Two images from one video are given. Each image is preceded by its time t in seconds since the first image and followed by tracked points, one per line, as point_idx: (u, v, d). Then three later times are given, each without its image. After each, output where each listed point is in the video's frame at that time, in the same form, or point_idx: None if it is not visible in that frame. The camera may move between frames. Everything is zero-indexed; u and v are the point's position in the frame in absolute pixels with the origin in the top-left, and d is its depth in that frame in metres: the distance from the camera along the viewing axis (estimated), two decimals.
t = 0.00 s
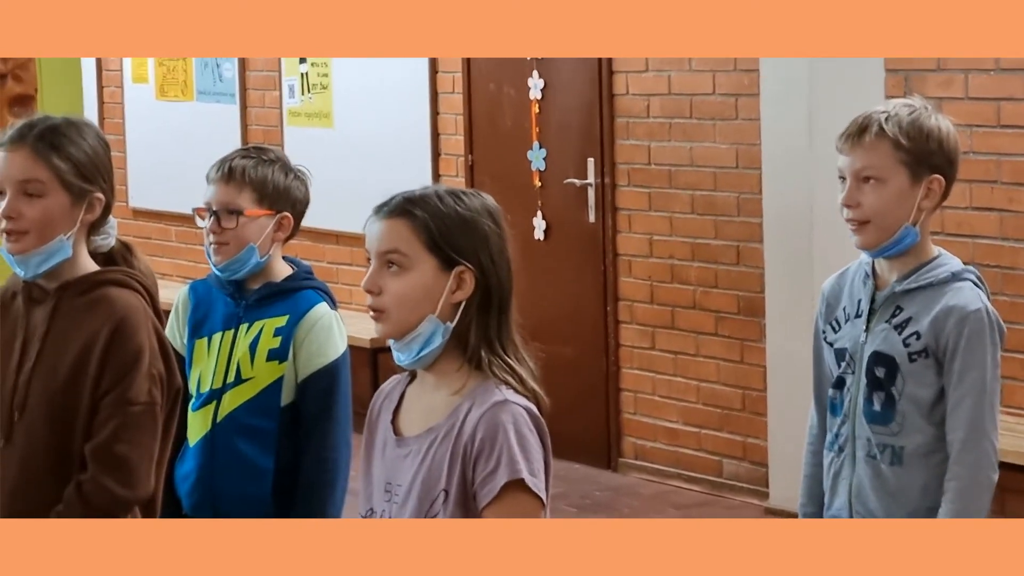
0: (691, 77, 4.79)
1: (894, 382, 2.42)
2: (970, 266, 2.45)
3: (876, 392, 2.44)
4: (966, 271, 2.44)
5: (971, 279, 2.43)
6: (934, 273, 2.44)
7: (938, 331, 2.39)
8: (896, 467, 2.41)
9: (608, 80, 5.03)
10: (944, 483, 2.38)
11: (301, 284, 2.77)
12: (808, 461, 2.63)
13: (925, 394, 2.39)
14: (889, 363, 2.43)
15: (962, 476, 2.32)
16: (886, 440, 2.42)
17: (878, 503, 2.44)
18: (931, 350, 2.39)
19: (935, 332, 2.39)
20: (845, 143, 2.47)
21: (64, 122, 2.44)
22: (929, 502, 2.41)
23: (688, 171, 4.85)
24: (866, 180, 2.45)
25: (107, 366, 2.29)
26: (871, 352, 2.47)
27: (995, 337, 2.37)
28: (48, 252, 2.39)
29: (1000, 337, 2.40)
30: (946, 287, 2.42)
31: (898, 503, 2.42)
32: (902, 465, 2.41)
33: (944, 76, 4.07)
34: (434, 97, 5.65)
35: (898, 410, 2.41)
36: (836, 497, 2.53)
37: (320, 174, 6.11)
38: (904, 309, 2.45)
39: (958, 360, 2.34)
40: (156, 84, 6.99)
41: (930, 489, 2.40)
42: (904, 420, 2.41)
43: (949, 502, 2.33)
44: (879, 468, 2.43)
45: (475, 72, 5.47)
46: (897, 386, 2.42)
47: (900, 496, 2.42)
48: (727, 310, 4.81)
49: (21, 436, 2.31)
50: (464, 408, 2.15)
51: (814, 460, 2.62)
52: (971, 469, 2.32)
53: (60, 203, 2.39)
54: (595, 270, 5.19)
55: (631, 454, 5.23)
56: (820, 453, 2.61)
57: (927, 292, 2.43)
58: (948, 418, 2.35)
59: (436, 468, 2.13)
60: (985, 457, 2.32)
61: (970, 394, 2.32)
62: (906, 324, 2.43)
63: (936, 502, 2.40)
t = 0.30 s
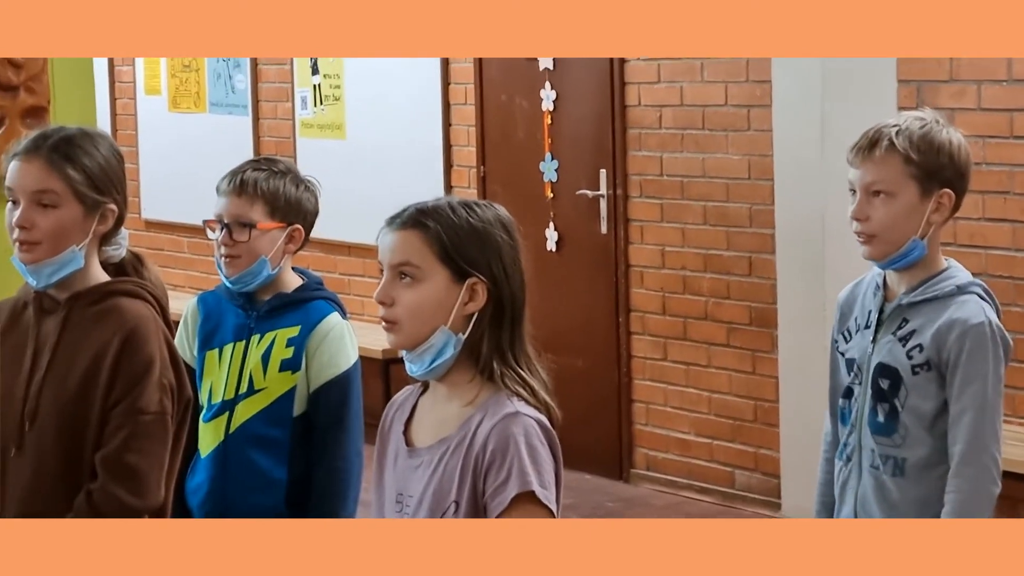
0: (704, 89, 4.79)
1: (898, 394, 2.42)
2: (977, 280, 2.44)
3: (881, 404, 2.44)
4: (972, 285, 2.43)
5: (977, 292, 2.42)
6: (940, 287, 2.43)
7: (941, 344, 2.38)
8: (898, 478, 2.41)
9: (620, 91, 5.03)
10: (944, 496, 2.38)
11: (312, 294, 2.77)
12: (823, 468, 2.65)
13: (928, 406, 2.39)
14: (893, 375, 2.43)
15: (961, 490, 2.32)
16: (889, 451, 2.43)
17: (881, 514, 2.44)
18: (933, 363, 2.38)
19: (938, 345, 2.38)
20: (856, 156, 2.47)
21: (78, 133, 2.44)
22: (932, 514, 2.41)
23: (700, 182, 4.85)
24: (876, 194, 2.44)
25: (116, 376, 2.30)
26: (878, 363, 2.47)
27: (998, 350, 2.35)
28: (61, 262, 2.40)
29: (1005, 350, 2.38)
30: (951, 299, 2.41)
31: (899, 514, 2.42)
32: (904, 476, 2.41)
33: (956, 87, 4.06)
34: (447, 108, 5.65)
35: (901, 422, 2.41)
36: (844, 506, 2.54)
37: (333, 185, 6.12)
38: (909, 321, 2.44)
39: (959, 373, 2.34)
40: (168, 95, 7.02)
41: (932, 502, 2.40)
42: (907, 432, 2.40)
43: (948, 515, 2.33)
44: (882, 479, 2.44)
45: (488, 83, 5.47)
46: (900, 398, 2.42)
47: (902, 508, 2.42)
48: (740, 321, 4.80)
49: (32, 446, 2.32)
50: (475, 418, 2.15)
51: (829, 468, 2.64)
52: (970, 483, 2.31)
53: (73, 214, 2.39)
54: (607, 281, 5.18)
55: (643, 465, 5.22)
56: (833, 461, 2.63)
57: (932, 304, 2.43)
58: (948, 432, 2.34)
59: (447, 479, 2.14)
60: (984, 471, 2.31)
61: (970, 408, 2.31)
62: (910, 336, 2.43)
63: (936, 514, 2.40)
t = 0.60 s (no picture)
0: (712, 97, 4.79)
1: (904, 399, 2.41)
2: (984, 286, 2.43)
3: (887, 409, 2.44)
4: (979, 290, 2.42)
5: (984, 297, 2.41)
6: (947, 292, 2.43)
7: (947, 349, 2.38)
8: (904, 484, 2.41)
9: (629, 99, 5.04)
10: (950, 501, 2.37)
11: (320, 299, 2.78)
12: (831, 476, 2.65)
13: (934, 411, 2.38)
14: (900, 381, 2.43)
15: (967, 495, 2.31)
16: (895, 456, 2.42)
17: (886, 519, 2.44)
18: (939, 367, 2.38)
19: (944, 350, 2.38)
20: (864, 164, 2.47)
21: (88, 140, 2.45)
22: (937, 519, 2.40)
23: (709, 190, 4.85)
24: (884, 202, 2.44)
25: (126, 383, 2.30)
26: (884, 368, 2.47)
27: (1005, 355, 2.35)
28: (71, 270, 2.40)
29: (1011, 355, 2.38)
30: (957, 305, 2.41)
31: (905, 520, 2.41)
32: (910, 482, 2.40)
33: (965, 95, 4.07)
34: (455, 117, 5.66)
35: (907, 428, 2.41)
36: (851, 510, 2.54)
37: (342, 194, 6.12)
38: (916, 327, 2.44)
39: (965, 378, 2.33)
40: (177, 103, 7.04)
41: (937, 507, 2.39)
42: (912, 437, 2.40)
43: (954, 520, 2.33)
44: (887, 484, 2.44)
45: (497, 91, 5.48)
46: (906, 403, 2.41)
47: (907, 514, 2.41)
48: (749, 329, 4.80)
49: (42, 453, 2.32)
50: (482, 426, 2.15)
51: (836, 475, 2.64)
52: (976, 488, 2.31)
53: (83, 222, 2.40)
54: (616, 288, 5.18)
55: (652, 473, 5.22)
56: (840, 468, 2.63)
57: (938, 310, 2.42)
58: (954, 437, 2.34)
59: (454, 486, 2.14)
60: (990, 476, 2.30)
61: (976, 412, 2.31)
62: (917, 341, 2.42)
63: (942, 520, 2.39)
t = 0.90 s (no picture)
0: (722, 101, 4.79)
1: (915, 402, 2.41)
2: (995, 288, 2.43)
3: (897, 411, 2.43)
4: (991, 292, 2.42)
5: (996, 299, 2.41)
6: (957, 295, 2.42)
7: (958, 351, 2.37)
8: (915, 487, 2.40)
9: (638, 103, 5.04)
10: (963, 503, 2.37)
11: (331, 300, 2.80)
12: (841, 479, 2.64)
13: (945, 414, 2.38)
14: (911, 383, 2.42)
15: (980, 497, 2.31)
16: (906, 459, 2.41)
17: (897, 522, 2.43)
18: (951, 370, 2.38)
19: (955, 352, 2.37)
20: (874, 165, 2.47)
21: (101, 142, 2.45)
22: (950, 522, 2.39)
23: (719, 194, 4.85)
24: (894, 202, 2.44)
25: (141, 386, 2.30)
26: (894, 371, 2.46)
27: (1017, 357, 2.35)
28: (85, 273, 2.41)
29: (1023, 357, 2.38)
30: (968, 307, 2.40)
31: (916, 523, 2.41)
32: (921, 485, 2.40)
33: (974, 98, 4.06)
34: (465, 120, 5.66)
35: (918, 431, 2.40)
36: (861, 512, 2.54)
37: (352, 197, 6.13)
38: (927, 329, 2.43)
39: (978, 380, 2.33)
40: (188, 107, 7.06)
41: (950, 509, 2.39)
42: (924, 440, 2.39)
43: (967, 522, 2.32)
44: (898, 487, 2.43)
45: (507, 95, 5.48)
46: (917, 405, 2.41)
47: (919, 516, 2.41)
48: (759, 333, 4.79)
49: (56, 455, 2.33)
50: (490, 428, 2.15)
51: (846, 479, 2.63)
52: (989, 490, 2.31)
53: (97, 225, 2.40)
54: (626, 292, 5.18)
55: (661, 477, 5.21)
56: (850, 472, 2.62)
57: (949, 312, 2.42)
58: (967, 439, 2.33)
59: (462, 489, 2.14)
60: (1004, 477, 2.30)
61: (989, 414, 2.30)
62: (928, 344, 2.42)
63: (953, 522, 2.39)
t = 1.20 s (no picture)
0: (730, 99, 4.79)
1: (927, 400, 2.41)
2: (1008, 287, 2.43)
3: (910, 410, 2.43)
4: (1004, 291, 2.42)
5: (1008, 298, 2.41)
6: (970, 293, 2.43)
7: (971, 350, 2.37)
8: (928, 485, 2.40)
9: (647, 101, 5.04)
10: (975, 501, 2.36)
11: (337, 298, 2.83)
12: (851, 478, 2.65)
13: (958, 413, 2.38)
14: (923, 382, 2.42)
15: (993, 496, 2.31)
16: (918, 458, 2.41)
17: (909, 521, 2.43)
18: (964, 368, 2.38)
19: (968, 350, 2.37)
20: (887, 161, 2.47)
21: (114, 142, 2.45)
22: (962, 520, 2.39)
23: (727, 192, 4.84)
24: (906, 199, 2.44)
25: (158, 385, 2.30)
26: (907, 370, 2.46)
27: None
28: (98, 273, 2.41)
29: None
30: (981, 306, 2.40)
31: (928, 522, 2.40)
32: (933, 483, 2.40)
33: (984, 97, 4.04)
34: (474, 119, 5.66)
35: (930, 429, 2.40)
36: (873, 511, 2.53)
37: (361, 196, 6.14)
38: (939, 327, 2.43)
39: (991, 378, 2.33)
40: (196, 106, 7.08)
41: (963, 508, 2.39)
42: (936, 438, 2.39)
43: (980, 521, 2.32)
44: (911, 486, 2.43)
45: (516, 92, 5.48)
46: (930, 404, 2.40)
47: (931, 515, 2.40)
48: (767, 331, 4.79)
49: (72, 453, 2.32)
50: (504, 426, 2.15)
51: (857, 478, 2.64)
52: (1002, 489, 2.30)
53: (110, 225, 2.40)
54: (635, 290, 5.18)
55: (670, 475, 5.22)
56: (861, 471, 2.63)
57: (962, 310, 2.42)
58: (980, 438, 2.33)
59: (476, 486, 2.14)
60: (1017, 476, 2.30)
61: (1002, 413, 2.30)
62: (941, 342, 2.42)
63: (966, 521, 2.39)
